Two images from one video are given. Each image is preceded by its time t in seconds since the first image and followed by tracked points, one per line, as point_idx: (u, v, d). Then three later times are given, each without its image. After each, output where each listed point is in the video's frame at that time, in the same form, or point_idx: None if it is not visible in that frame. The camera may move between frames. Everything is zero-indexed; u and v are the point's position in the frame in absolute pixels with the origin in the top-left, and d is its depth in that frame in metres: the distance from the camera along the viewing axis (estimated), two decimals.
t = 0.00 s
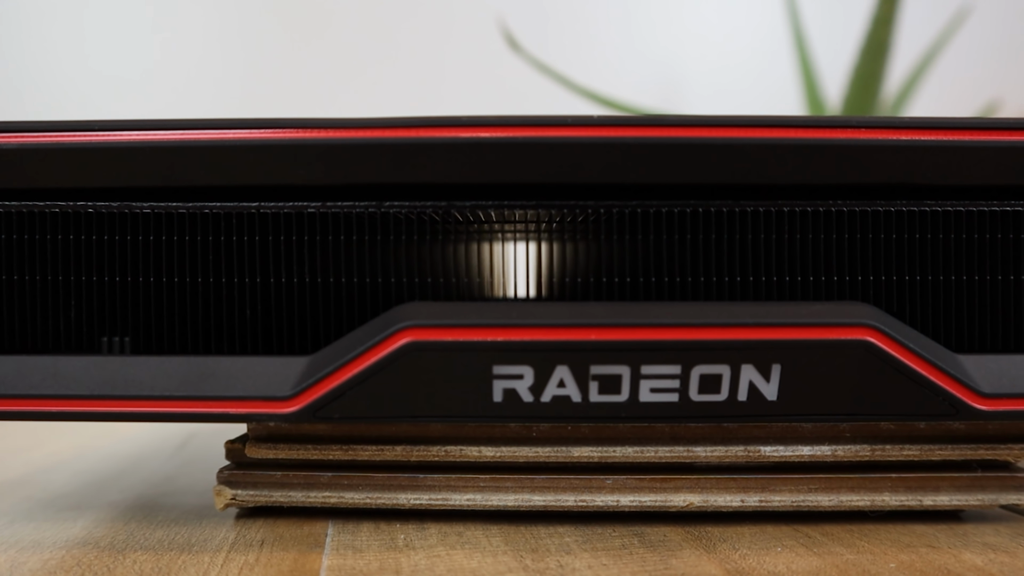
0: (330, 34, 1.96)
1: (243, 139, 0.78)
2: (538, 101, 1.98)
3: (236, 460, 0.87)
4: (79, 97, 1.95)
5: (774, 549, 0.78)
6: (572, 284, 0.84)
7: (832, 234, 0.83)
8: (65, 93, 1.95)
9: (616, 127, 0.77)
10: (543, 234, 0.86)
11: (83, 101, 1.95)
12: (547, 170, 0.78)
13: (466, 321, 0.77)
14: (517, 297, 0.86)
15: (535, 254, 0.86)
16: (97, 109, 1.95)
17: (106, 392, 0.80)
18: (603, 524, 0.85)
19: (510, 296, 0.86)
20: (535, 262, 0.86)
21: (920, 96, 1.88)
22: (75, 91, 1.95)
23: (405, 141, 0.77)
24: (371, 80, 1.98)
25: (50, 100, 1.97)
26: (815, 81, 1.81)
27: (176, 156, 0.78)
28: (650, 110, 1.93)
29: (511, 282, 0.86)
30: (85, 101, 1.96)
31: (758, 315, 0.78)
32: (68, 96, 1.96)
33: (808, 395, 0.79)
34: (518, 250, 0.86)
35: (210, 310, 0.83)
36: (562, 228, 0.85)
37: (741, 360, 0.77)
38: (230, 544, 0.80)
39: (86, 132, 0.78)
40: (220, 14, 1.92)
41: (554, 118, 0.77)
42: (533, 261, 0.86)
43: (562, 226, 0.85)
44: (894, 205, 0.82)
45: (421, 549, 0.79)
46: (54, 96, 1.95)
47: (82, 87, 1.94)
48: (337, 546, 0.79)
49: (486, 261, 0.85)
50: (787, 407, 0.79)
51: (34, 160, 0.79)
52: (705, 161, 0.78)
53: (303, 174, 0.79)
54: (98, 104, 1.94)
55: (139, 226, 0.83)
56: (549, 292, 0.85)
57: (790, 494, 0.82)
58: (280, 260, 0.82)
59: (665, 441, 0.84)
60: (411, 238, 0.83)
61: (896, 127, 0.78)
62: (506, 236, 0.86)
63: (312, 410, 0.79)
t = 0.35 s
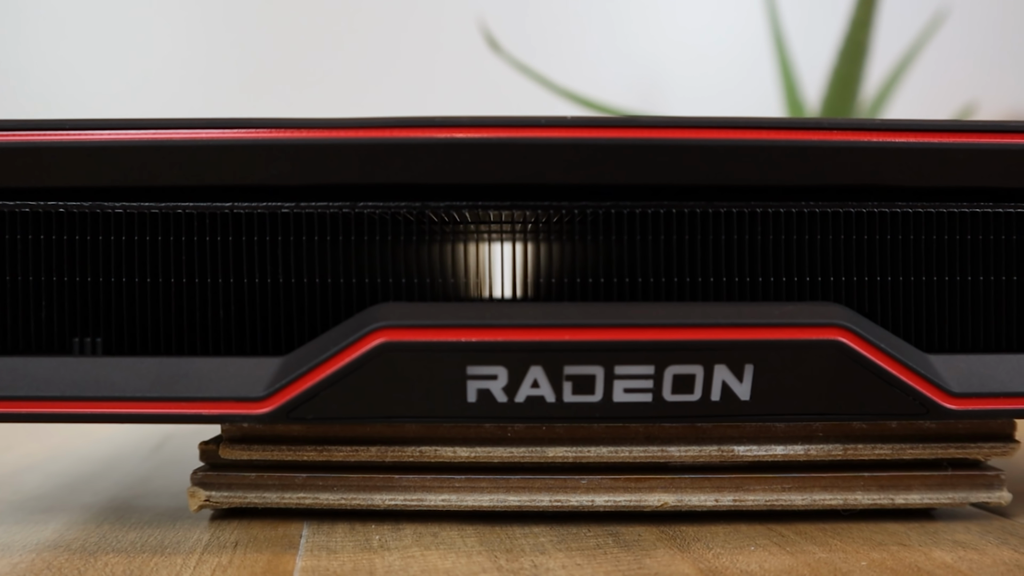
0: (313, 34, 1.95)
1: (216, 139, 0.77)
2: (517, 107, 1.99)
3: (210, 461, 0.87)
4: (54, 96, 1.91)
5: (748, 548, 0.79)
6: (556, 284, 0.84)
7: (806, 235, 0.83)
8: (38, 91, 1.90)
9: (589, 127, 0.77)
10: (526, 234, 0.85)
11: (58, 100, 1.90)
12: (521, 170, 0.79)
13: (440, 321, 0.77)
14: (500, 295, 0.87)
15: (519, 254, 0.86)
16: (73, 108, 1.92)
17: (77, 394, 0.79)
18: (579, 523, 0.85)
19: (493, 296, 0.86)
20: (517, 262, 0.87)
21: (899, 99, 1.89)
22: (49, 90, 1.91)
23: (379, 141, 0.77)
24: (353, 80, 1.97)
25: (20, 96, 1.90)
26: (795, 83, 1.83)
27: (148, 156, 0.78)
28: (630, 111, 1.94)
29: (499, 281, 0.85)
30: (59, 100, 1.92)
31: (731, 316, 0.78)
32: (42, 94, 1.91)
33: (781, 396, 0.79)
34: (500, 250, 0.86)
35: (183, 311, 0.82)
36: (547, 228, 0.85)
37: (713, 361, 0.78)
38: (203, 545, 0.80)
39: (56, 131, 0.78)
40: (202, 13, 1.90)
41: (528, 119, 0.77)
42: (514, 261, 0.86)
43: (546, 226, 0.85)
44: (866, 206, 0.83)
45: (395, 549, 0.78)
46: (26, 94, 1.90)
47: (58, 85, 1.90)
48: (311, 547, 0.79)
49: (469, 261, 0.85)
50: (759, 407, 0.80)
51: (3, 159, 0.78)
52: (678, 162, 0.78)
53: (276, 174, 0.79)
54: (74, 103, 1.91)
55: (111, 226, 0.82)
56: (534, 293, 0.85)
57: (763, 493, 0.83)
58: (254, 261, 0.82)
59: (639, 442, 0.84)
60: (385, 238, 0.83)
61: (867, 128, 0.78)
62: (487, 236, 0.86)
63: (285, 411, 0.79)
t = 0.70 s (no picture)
0: (296, 33, 1.94)
1: (191, 139, 0.77)
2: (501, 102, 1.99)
3: (185, 462, 0.86)
4: (30, 92, 1.89)
5: (722, 547, 0.79)
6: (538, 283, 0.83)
7: (781, 236, 0.83)
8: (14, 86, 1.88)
9: (565, 128, 0.77)
10: (507, 234, 0.85)
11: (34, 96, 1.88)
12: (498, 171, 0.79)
13: (416, 322, 0.77)
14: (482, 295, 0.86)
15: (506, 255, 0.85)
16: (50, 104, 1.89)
17: (50, 395, 0.78)
18: (555, 523, 0.86)
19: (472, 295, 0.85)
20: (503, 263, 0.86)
21: (878, 101, 1.91)
22: (25, 85, 1.88)
23: (355, 141, 0.77)
24: (336, 80, 1.96)
25: None
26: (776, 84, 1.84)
27: (123, 155, 0.77)
28: (612, 112, 1.94)
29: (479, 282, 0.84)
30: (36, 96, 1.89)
31: (706, 317, 0.78)
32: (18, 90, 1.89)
33: (756, 396, 0.79)
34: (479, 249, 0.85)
35: (157, 311, 0.82)
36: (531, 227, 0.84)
37: (688, 361, 0.78)
38: (178, 547, 0.79)
39: (29, 130, 0.77)
40: (184, 11, 1.89)
41: (504, 119, 0.77)
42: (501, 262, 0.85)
43: (525, 226, 0.84)
44: (840, 207, 0.83)
45: (371, 550, 0.78)
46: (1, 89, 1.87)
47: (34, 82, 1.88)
48: (287, 548, 0.79)
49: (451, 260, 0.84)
50: (736, 407, 0.80)
51: None
52: (654, 163, 0.79)
53: (252, 174, 0.79)
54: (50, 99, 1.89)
55: (84, 226, 0.81)
56: (512, 293, 0.84)
57: (738, 492, 0.84)
58: (228, 261, 0.81)
59: (615, 442, 0.84)
60: (361, 239, 0.82)
61: (842, 130, 0.78)
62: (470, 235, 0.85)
63: (260, 411, 0.78)
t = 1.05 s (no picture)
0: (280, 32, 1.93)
1: (165, 138, 0.76)
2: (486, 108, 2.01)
3: (161, 464, 0.86)
4: (9, 89, 1.86)
5: (698, 546, 0.79)
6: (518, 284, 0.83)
7: (757, 236, 0.83)
8: None
9: (541, 129, 0.77)
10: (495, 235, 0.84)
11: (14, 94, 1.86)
12: (473, 171, 0.79)
13: (391, 322, 0.77)
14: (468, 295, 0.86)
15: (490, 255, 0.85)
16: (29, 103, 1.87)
17: (23, 396, 0.78)
18: (533, 523, 0.86)
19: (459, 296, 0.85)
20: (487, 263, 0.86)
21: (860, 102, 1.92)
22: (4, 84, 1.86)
23: (330, 141, 0.77)
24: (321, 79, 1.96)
25: None
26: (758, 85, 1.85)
27: (96, 154, 0.77)
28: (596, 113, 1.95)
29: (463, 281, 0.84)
30: (15, 94, 1.87)
31: (681, 317, 0.78)
32: None
33: (731, 397, 0.80)
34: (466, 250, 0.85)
35: (131, 312, 0.81)
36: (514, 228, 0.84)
37: (664, 361, 0.78)
38: (152, 549, 0.79)
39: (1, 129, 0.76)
40: (167, 10, 1.88)
41: (479, 119, 0.77)
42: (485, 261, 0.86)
43: (506, 226, 0.84)
44: (815, 208, 0.83)
45: (347, 551, 0.78)
46: None
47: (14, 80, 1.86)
48: (263, 549, 0.78)
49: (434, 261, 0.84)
50: (711, 407, 0.80)
51: None
52: (629, 164, 0.79)
53: (226, 174, 0.78)
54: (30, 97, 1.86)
55: (57, 226, 0.81)
56: (500, 293, 0.84)
57: (714, 491, 0.84)
58: (203, 261, 0.81)
59: (592, 442, 0.84)
60: (336, 239, 0.82)
61: (816, 132, 0.79)
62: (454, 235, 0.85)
63: (235, 412, 0.78)
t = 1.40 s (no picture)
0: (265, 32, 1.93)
1: (138, 138, 0.76)
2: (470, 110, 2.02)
3: (136, 465, 0.85)
4: None
5: (675, 545, 0.80)
6: (504, 284, 0.82)
7: (732, 237, 0.83)
8: None
9: (516, 129, 0.77)
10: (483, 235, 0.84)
11: None
12: (449, 171, 0.79)
13: (367, 322, 0.77)
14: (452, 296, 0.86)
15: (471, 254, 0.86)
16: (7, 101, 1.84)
17: None
18: (510, 524, 0.86)
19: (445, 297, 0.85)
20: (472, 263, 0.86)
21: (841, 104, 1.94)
22: None
23: (305, 140, 0.76)
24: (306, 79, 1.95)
25: None
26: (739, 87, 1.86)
27: (68, 153, 0.76)
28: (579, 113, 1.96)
29: (443, 282, 0.85)
30: None
31: (656, 317, 0.79)
32: None
33: (707, 397, 0.80)
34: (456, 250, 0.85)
35: (104, 312, 0.80)
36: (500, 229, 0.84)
37: (639, 361, 0.78)
38: (126, 551, 0.78)
39: None
40: (150, 9, 1.87)
41: (456, 119, 0.77)
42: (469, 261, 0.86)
43: (493, 226, 0.84)
44: (790, 208, 0.83)
45: (323, 552, 0.78)
46: None
47: None
48: (238, 551, 0.78)
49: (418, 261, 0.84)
50: (686, 407, 0.80)
51: None
52: (605, 164, 0.79)
53: (201, 173, 0.78)
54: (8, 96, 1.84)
55: (29, 226, 0.80)
56: (483, 293, 0.83)
57: (691, 491, 0.84)
58: (178, 261, 0.80)
59: (568, 442, 0.84)
60: (312, 238, 0.81)
61: (792, 132, 0.79)
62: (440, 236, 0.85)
63: (210, 413, 0.77)
